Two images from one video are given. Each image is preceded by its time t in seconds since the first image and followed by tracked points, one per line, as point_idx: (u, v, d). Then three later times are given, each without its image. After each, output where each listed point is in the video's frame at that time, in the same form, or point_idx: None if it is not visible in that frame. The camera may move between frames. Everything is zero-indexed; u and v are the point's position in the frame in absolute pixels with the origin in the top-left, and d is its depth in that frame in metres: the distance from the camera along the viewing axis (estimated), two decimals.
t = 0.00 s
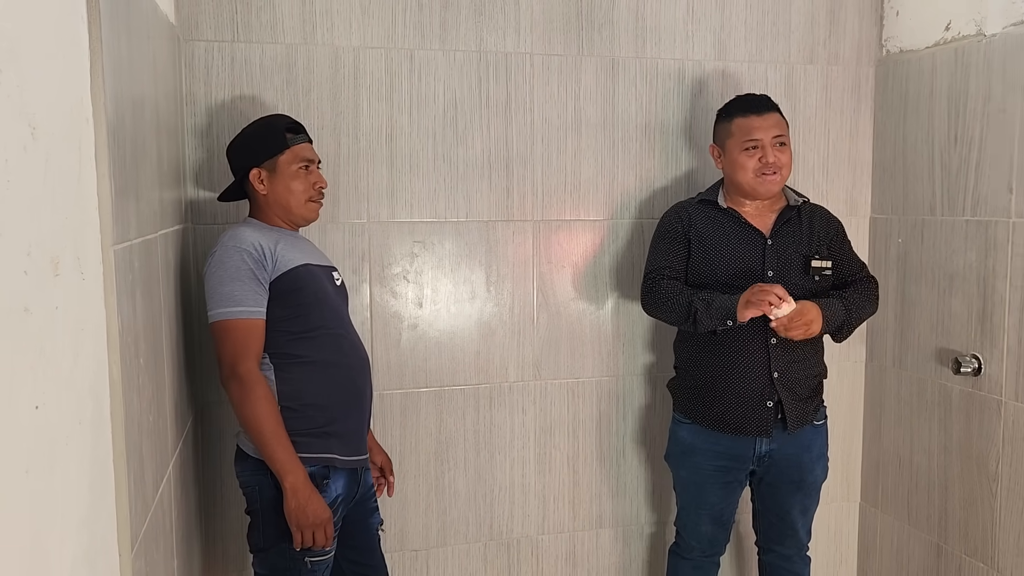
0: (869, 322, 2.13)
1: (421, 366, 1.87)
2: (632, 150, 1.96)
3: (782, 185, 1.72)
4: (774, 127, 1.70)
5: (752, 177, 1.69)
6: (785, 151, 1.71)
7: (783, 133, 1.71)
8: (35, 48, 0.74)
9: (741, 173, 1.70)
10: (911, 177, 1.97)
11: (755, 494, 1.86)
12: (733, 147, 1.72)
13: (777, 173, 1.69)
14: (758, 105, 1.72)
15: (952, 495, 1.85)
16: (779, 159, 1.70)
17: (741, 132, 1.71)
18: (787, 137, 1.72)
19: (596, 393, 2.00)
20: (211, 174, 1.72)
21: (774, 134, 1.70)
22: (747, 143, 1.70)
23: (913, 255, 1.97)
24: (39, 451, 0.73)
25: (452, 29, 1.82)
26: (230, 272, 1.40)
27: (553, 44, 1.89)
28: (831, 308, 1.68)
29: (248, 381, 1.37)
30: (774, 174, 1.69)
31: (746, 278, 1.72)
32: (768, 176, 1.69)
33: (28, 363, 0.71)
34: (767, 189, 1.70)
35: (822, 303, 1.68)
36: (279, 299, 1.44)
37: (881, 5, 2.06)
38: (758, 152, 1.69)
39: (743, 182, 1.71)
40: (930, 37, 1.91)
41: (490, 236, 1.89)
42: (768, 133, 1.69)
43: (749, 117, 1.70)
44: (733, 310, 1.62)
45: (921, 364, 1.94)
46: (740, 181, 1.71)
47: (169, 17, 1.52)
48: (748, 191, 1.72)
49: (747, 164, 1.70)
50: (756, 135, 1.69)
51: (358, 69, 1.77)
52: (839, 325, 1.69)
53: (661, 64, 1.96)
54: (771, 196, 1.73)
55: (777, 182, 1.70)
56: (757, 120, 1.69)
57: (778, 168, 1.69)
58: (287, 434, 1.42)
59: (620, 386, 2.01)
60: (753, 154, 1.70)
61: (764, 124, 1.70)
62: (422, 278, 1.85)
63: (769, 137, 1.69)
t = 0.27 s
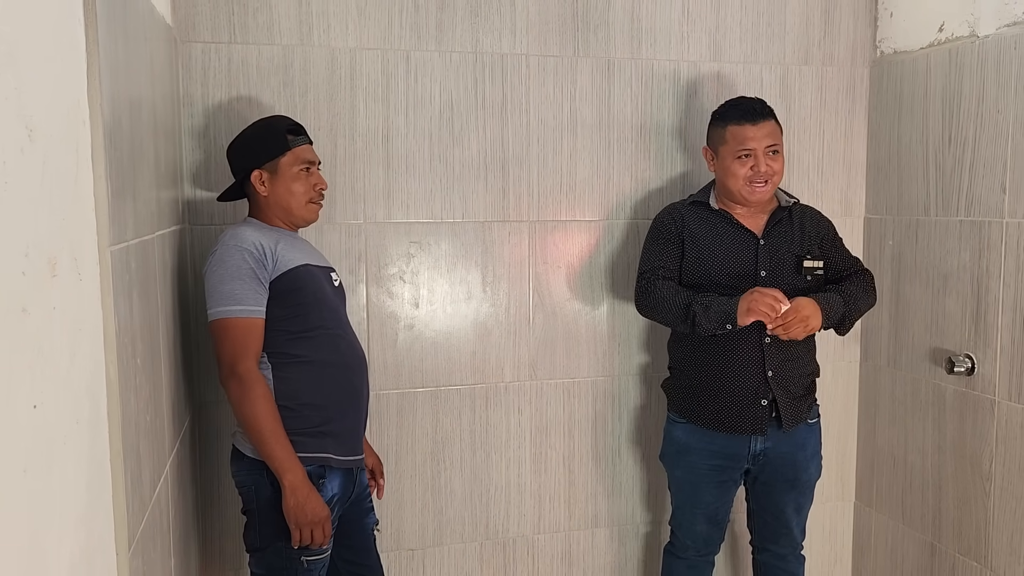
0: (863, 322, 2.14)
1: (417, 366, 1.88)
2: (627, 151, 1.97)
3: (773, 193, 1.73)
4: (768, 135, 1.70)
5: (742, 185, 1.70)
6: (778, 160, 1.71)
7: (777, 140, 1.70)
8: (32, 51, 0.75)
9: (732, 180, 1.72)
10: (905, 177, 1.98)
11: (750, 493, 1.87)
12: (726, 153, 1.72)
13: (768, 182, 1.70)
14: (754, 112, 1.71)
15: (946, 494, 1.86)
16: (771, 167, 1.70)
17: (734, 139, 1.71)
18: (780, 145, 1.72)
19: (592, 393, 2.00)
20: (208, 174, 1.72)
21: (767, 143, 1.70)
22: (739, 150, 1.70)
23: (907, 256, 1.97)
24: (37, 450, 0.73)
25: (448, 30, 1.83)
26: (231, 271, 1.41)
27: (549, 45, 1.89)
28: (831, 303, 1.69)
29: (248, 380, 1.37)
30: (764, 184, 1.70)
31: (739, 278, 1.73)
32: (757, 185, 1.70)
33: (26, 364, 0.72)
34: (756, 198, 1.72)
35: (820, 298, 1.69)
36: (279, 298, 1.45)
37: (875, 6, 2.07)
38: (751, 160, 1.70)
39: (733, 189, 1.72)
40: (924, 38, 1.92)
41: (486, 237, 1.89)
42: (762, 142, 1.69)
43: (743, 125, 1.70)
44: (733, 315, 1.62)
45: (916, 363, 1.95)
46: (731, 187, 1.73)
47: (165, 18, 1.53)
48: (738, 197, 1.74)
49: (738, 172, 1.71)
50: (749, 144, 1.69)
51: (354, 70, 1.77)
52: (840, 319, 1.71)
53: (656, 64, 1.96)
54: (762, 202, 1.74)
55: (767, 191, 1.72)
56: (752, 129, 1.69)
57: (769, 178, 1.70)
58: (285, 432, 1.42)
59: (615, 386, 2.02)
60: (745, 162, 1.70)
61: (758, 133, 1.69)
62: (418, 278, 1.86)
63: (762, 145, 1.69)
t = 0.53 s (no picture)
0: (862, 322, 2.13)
1: (414, 366, 1.87)
2: (625, 149, 1.96)
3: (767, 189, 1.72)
4: (760, 131, 1.70)
5: (735, 181, 1.70)
6: (771, 155, 1.71)
7: (769, 136, 1.71)
8: (25, 49, 0.74)
9: (725, 176, 1.72)
10: (903, 176, 1.98)
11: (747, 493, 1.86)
12: (719, 150, 1.73)
13: (761, 177, 1.70)
14: (745, 108, 1.71)
15: (944, 493, 1.86)
16: (764, 163, 1.70)
17: (726, 135, 1.71)
18: (773, 140, 1.72)
19: (590, 393, 2.00)
20: (204, 174, 1.72)
21: (760, 138, 1.70)
22: (731, 146, 1.70)
23: (906, 255, 1.97)
24: (29, 451, 0.73)
25: (445, 29, 1.82)
26: (233, 270, 1.40)
27: (547, 44, 1.89)
28: (826, 303, 1.67)
29: (247, 380, 1.37)
30: (757, 179, 1.70)
31: (737, 278, 1.73)
32: (750, 180, 1.70)
33: (18, 364, 0.71)
34: (750, 193, 1.71)
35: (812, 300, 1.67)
36: (280, 299, 1.44)
37: (873, 5, 2.07)
38: (743, 155, 1.70)
39: (726, 185, 1.72)
40: (922, 37, 1.91)
41: (483, 236, 1.89)
42: (754, 137, 1.70)
43: (735, 121, 1.71)
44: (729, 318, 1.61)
45: (914, 363, 1.95)
46: (724, 183, 1.73)
47: (162, 17, 1.52)
48: (732, 193, 1.73)
49: (731, 168, 1.71)
50: (741, 139, 1.70)
51: (351, 69, 1.77)
52: (840, 317, 1.68)
53: (654, 63, 1.96)
54: (756, 198, 1.74)
55: (760, 187, 1.71)
56: (743, 125, 1.69)
57: (762, 173, 1.70)
58: (282, 433, 1.42)
59: (614, 385, 2.01)
60: (738, 158, 1.70)
61: (750, 128, 1.70)
62: (416, 277, 1.85)
63: (754, 141, 1.70)
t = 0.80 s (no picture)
0: (866, 323, 2.11)
1: (413, 368, 1.84)
2: (627, 149, 1.94)
3: (763, 190, 1.69)
4: (755, 131, 1.67)
5: (729, 182, 1.68)
6: (766, 156, 1.68)
7: (765, 136, 1.68)
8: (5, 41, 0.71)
9: (720, 178, 1.69)
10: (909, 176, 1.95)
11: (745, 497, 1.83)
12: (714, 151, 1.70)
13: (756, 178, 1.67)
14: (740, 108, 1.69)
15: (950, 498, 1.83)
16: (760, 164, 1.67)
17: (720, 136, 1.69)
18: (769, 141, 1.69)
19: (592, 395, 1.97)
20: (200, 173, 1.69)
21: (754, 139, 1.67)
22: (726, 147, 1.68)
23: (912, 256, 1.94)
24: (7, 459, 0.70)
25: (445, 26, 1.80)
26: (232, 271, 1.37)
27: (547, 42, 1.86)
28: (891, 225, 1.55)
29: (246, 383, 1.34)
30: (752, 180, 1.67)
31: (731, 278, 1.70)
32: (746, 181, 1.67)
33: None
34: (745, 195, 1.68)
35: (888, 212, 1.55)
36: (279, 301, 1.41)
37: (878, 2, 2.04)
38: (737, 157, 1.67)
39: (721, 186, 1.70)
40: (928, 34, 1.89)
41: (483, 236, 1.86)
42: (748, 138, 1.67)
43: (730, 121, 1.68)
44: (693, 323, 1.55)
45: (920, 365, 1.92)
46: (719, 185, 1.70)
47: (155, 13, 1.50)
48: (727, 195, 1.71)
49: (726, 169, 1.68)
50: (736, 140, 1.67)
51: (349, 67, 1.74)
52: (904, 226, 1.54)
53: (656, 61, 1.93)
54: (753, 200, 1.70)
55: (756, 188, 1.68)
56: (737, 125, 1.67)
57: (757, 174, 1.67)
58: (280, 438, 1.39)
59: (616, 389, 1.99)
60: (733, 159, 1.68)
61: (745, 129, 1.67)
62: (415, 279, 1.83)
63: (749, 141, 1.67)
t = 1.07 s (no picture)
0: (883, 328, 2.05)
1: (415, 376, 1.78)
2: (637, 149, 1.88)
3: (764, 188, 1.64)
4: (754, 125, 1.63)
5: (730, 178, 1.62)
6: (767, 151, 1.63)
7: (764, 130, 1.64)
8: None
9: (719, 174, 1.64)
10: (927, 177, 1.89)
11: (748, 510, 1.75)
12: (713, 147, 1.66)
13: (757, 174, 1.62)
14: (739, 101, 1.65)
15: (972, 509, 1.77)
16: (760, 159, 1.63)
17: (719, 130, 1.65)
18: (770, 136, 1.65)
19: (600, 403, 1.91)
20: (195, 174, 1.63)
21: (754, 133, 1.63)
22: (725, 142, 1.63)
23: (931, 259, 1.89)
24: None
25: (449, 22, 1.74)
26: (233, 274, 1.31)
27: (555, 38, 1.80)
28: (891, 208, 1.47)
29: (247, 392, 1.28)
30: (753, 175, 1.62)
31: (725, 283, 1.64)
32: (747, 177, 1.62)
33: None
34: (747, 192, 1.63)
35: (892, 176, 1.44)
36: (281, 306, 1.35)
37: None
38: (737, 151, 1.63)
39: (720, 184, 1.64)
40: (947, 31, 1.83)
41: (488, 239, 1.80)
42: (748, 131, 1.63)
43: (728, 115, 1.64)
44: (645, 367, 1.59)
45: (940, 371, 1.86)
46: (719, 182, 1.65)
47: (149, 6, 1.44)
48: (727, 193, 1.65)
49: (726, 164, 1.63)
50: (735, 133, 1.63)
51: (350, 64, 1.68)
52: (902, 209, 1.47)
53: (667, 58, 1.87)
54: (754, 199, 1.65)
55: (758, 185, 1.63)
56: (736, 118, 1.63)
57: (758, 170, 1.62)
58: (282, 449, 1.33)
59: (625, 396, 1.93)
60: (733, 154, 1.63)
61: (744, 122, 1.63)
62: (418, 283, 1.76)
63: (749, 135, 1.63)
